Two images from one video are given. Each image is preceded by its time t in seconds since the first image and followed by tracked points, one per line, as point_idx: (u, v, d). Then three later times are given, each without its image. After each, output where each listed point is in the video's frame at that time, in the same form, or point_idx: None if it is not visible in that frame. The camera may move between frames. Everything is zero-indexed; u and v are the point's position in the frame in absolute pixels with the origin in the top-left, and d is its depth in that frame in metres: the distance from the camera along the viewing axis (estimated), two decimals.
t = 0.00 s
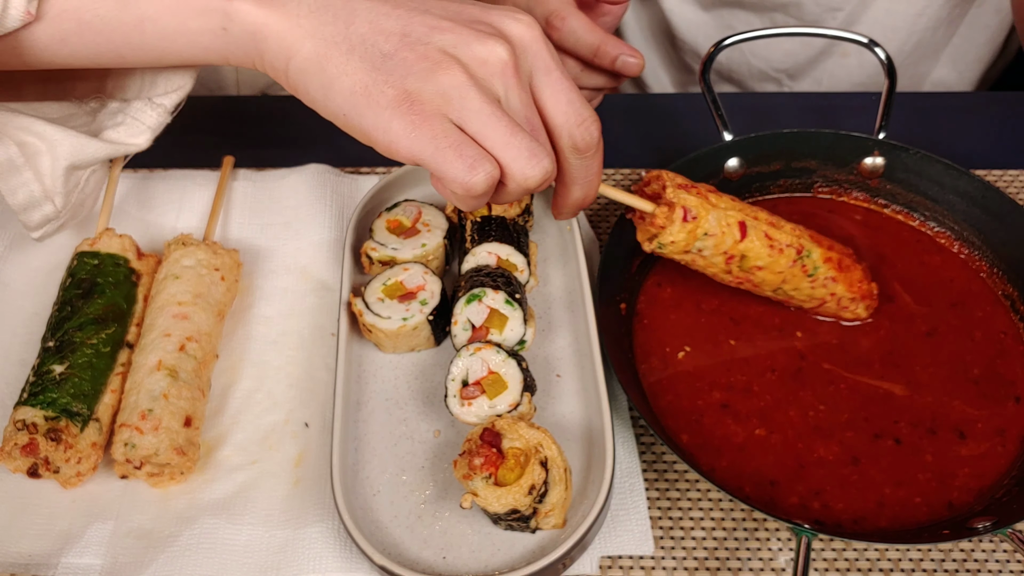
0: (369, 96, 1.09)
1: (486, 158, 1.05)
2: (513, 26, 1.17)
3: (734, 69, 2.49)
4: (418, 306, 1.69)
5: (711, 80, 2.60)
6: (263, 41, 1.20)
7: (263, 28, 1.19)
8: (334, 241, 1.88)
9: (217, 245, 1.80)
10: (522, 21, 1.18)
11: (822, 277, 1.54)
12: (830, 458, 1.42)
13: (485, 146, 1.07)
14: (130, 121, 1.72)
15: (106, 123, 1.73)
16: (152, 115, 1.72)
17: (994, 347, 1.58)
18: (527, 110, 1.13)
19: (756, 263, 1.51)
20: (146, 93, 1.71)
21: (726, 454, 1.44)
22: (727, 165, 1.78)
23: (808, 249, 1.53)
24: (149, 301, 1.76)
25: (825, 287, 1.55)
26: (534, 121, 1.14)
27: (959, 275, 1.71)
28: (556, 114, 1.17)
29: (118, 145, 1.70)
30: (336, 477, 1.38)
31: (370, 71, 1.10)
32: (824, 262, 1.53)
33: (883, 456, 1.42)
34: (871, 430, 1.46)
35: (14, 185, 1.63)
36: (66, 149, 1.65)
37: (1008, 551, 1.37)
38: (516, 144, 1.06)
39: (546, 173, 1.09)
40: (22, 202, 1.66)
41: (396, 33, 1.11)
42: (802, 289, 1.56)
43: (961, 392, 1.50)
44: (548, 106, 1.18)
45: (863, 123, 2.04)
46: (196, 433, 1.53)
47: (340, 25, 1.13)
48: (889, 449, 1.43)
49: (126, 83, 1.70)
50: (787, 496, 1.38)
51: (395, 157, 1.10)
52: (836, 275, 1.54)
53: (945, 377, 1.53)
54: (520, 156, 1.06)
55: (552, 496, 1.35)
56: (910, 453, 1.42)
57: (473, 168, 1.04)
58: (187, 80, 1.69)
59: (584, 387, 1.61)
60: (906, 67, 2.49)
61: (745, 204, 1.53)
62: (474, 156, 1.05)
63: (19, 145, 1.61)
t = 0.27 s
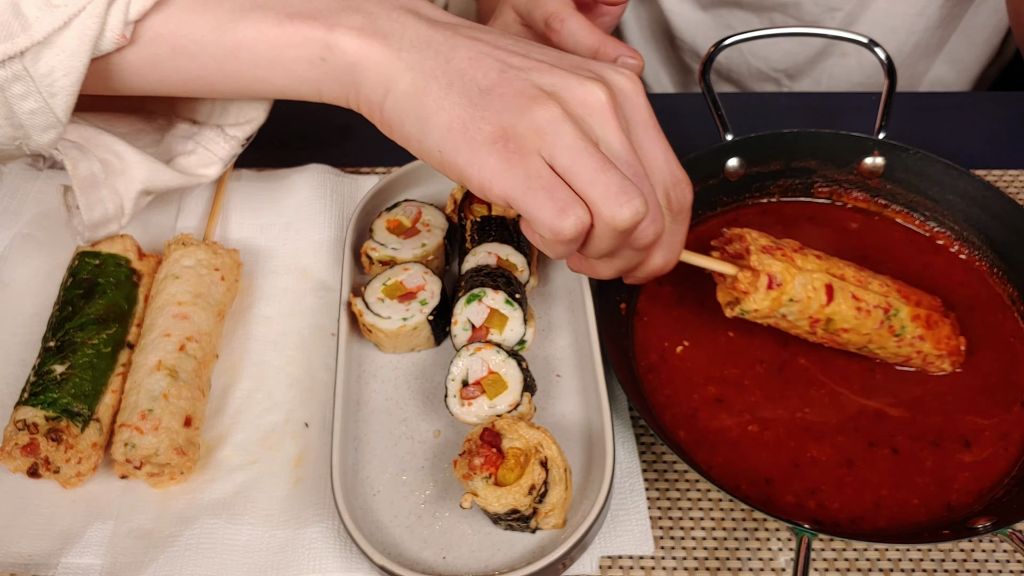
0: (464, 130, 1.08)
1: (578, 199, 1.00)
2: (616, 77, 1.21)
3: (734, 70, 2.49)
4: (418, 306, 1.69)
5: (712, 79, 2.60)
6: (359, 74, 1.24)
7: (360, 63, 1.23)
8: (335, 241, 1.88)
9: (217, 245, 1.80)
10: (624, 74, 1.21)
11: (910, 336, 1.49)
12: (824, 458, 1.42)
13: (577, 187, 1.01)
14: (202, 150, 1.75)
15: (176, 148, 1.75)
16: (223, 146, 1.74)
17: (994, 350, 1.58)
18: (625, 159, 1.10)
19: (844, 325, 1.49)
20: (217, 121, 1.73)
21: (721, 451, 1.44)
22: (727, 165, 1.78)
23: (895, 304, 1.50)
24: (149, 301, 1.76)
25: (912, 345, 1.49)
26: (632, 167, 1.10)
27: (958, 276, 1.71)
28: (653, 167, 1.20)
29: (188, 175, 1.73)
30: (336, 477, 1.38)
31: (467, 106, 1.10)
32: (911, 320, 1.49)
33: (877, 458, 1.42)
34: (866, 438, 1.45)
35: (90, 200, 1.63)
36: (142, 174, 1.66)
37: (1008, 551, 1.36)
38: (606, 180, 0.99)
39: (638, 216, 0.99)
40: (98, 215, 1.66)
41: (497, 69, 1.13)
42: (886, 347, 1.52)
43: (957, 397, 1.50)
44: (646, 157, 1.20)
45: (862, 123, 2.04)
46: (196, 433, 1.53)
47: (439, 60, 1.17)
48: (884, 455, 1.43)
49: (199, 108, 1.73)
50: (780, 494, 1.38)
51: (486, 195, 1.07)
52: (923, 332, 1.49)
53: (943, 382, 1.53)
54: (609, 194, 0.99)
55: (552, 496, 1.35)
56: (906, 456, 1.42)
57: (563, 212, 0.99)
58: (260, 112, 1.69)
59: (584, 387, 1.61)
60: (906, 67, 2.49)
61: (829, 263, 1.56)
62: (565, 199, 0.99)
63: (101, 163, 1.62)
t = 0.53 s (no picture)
0: (517, 179, 1.13)
1: (632, 244, 1.06)
2: (653, 113, 1.23)
3: (733, 70, 2.49)
4: (418, 306, 1.70)
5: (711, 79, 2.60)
6: (404, 106, 1.26)
7: (406, 95, 1.25)
8: (335, 241, 1.88)
9: (217, 245, 1.80)
10: (663, 109, 1.24)
11: (946, 308, 1.54)
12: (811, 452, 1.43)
13: (631, 231, 1.07)
14: (231, 160, 1.69)
15: (207, 157, 1.68)
16: (255, 157, 1.70)
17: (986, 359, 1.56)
18: (671, 192, 1.16)
19: (880, 309, 1.55)
20: (249, 133, 1.67)
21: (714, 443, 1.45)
22: (727, 165, 1.78)
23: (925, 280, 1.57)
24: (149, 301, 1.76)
25: (949, 318, 1.54)
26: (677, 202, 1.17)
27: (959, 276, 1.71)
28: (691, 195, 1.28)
29: (221, 186, 1.68)
30: (337, 477, 1.38)
31: (516, 152, 1.14)
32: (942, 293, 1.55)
33: (857, 454, 1.42)
34: (847, 428, 1.46)
35: (122, 211, 1.56)
36: (174, 185, 1.59)
37: (1007, 551, 1.37)
38: (659, 225, 1.06)
39: (691, 253, 1.08)
40: (130, 225, 1.60)
41: (541, 113, 1.16)
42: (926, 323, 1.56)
43: (944, 403, 1.49)
44: (685, 189, 1.28)
45: (862, 123, 2.04)
46: (196, 433, 1.53)
47: (485, 99, 1.19)
48: (863, 449, 1.43)
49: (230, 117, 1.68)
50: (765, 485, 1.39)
51: (541, 240, 1.12)
52: (959, 303, 1.54)
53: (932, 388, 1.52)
54: (663, 237, 1.06)
55: (552, 496, 1.35)
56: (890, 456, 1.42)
57: (619, 254, 1.05)
58: (292, 125, 1.67)
59: (583, 387, 1.61)
60: (906, 67, 2.49)
61: (857, 252, 1.63)
62: (620, 242, 1.05)
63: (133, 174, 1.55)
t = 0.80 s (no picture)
0: (450, 140, 1.09)
1: (567, 197, 1.03)
2: (590, 81, 1.20)
3: (732, 70, 2.49)
4: (418, 306, 1.70)
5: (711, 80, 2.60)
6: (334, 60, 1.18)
7: (335, 46, 1.16)
8: (334, 241, 1.88)
9: (217, 245, 1.80)
10: (597, 75, 1.21)
11: (851, 241, 1.66)
12: (802, 449, 1.43)
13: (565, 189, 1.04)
14: (186, 121, 1.48)
15: (163, 125, 1.50)
16: (212, 116, 1.49)
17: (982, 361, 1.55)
18: (606, 154, 1.15)
19: (792, 247, 1.66)
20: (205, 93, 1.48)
21: (708, 441, 1.45)
22: (727, 165, 1.78)
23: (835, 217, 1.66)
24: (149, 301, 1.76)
25: (855, 248, 1.67)
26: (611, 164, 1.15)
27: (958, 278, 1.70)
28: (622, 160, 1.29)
29: (176, 146, 1.45)
30: (337, 477, 1.38)
31: (451, 113, 1.09)
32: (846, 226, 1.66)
33: (848, 451, 1.42)
34: (836, 424, 1.46)
35: (72, 189, 1.34)
36: (125, 151, 1.38)
37: (1007, 551, 1.37)
38: (598, 183, 1.03)
39: (629, 211, 1.06)
40: (84, 206, 1.36)
41: (478, 75, 1.11)
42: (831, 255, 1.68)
43: (940, 403, 1.48)
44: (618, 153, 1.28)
45: (863, 123, 2.04)
46: (196, 433, 1.53)
47: (420, 58, 1.13)
48: (853, 445, 1.43)
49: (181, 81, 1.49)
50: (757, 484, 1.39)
51: (474, 202, 1.10)
52: (863, 235, 1.66)
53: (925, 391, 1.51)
54: (602, 195, 1.04)
55: (552, 496, 1.35)
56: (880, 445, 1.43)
57: (554, 207, 1.02)
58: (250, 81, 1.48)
59: (583, 387, 1.61)
60: (905, 68, 2.50)
61: (776, 195, 1.70)
62: (553, 194, 1.02)
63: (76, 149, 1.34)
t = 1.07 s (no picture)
0: (362, 75, 0.93)
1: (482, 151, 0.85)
2: (526, 50, 1.06)
3: (731, 70, 2.48)
4: (418, 306, 1.70)
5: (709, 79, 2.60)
6: None
7: None
8: (334, 241, 1.88)
9: (217, 245, 1.80)
10: (537, 46, 1.08)
11: (759, 262, 1.63)
12: (816, 450, 1.43)
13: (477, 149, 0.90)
14: (134, 82, 1.37)
15: (117, 85, 1.40)
16: (160, 75, 1.38)
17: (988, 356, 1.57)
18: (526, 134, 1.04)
19: (698, 258, 1.61)
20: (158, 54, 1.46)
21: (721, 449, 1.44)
22: (727, 165, 1.78)
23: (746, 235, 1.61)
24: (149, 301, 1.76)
25: (760, 269, 1.65)
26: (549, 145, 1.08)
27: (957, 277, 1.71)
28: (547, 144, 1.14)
29: (123, 108, 1.34)
30: (336, 477, 1.38)
31: (371, 49, 0.94)
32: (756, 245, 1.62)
33: (868, 449, 1.43)
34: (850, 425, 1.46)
35: (8, 145, 1.32)
36: (66, 108, 1.30)
37: (1008, 551, 1.37)
38: (514, 153, 0.90)
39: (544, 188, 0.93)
40: (18, 162, 1.34)
41: (408, 15, 0.97)
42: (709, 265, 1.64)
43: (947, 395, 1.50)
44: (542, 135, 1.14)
45: (863, 123, 2.04)
46: (196, 433, 1.53)
47: None
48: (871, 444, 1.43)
49: (125, 47, 1.48)
50: (774, 488, 1.38)
51: (374, 147, 0.93)
52: (770, 258, 1.64)
53: (941, 385, 1.52)
54: (517, 165, 0.90)
55: (552, 496, 1.35)
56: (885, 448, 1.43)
57: (457, 149, 0.83)
58: (200, 38, 1.45)
59: (584, 387, 1.61)
60: (905, 69, 2.50)
61: (699, 199, 1.60)
62: (458, 136, 0.84)
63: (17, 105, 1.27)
